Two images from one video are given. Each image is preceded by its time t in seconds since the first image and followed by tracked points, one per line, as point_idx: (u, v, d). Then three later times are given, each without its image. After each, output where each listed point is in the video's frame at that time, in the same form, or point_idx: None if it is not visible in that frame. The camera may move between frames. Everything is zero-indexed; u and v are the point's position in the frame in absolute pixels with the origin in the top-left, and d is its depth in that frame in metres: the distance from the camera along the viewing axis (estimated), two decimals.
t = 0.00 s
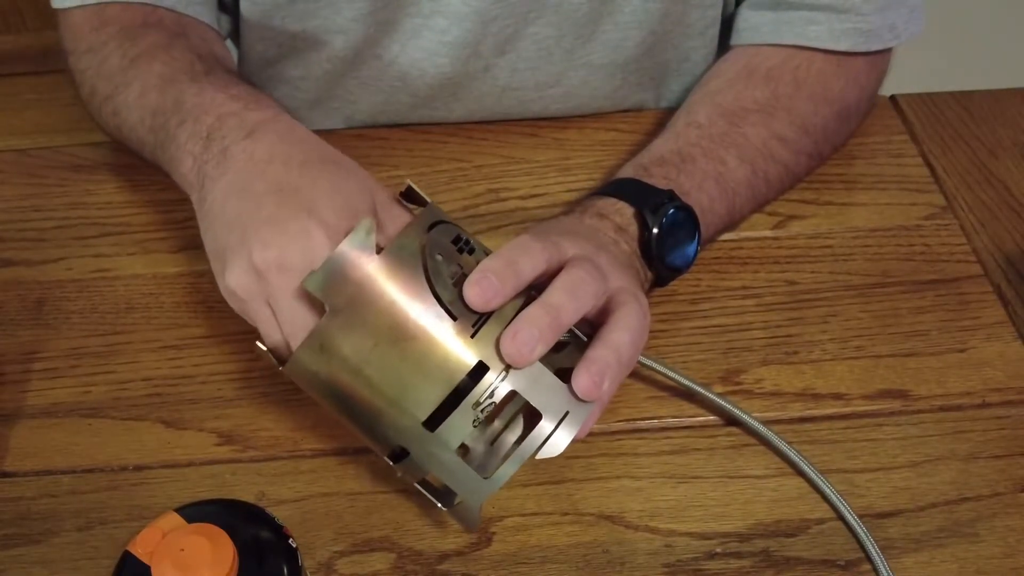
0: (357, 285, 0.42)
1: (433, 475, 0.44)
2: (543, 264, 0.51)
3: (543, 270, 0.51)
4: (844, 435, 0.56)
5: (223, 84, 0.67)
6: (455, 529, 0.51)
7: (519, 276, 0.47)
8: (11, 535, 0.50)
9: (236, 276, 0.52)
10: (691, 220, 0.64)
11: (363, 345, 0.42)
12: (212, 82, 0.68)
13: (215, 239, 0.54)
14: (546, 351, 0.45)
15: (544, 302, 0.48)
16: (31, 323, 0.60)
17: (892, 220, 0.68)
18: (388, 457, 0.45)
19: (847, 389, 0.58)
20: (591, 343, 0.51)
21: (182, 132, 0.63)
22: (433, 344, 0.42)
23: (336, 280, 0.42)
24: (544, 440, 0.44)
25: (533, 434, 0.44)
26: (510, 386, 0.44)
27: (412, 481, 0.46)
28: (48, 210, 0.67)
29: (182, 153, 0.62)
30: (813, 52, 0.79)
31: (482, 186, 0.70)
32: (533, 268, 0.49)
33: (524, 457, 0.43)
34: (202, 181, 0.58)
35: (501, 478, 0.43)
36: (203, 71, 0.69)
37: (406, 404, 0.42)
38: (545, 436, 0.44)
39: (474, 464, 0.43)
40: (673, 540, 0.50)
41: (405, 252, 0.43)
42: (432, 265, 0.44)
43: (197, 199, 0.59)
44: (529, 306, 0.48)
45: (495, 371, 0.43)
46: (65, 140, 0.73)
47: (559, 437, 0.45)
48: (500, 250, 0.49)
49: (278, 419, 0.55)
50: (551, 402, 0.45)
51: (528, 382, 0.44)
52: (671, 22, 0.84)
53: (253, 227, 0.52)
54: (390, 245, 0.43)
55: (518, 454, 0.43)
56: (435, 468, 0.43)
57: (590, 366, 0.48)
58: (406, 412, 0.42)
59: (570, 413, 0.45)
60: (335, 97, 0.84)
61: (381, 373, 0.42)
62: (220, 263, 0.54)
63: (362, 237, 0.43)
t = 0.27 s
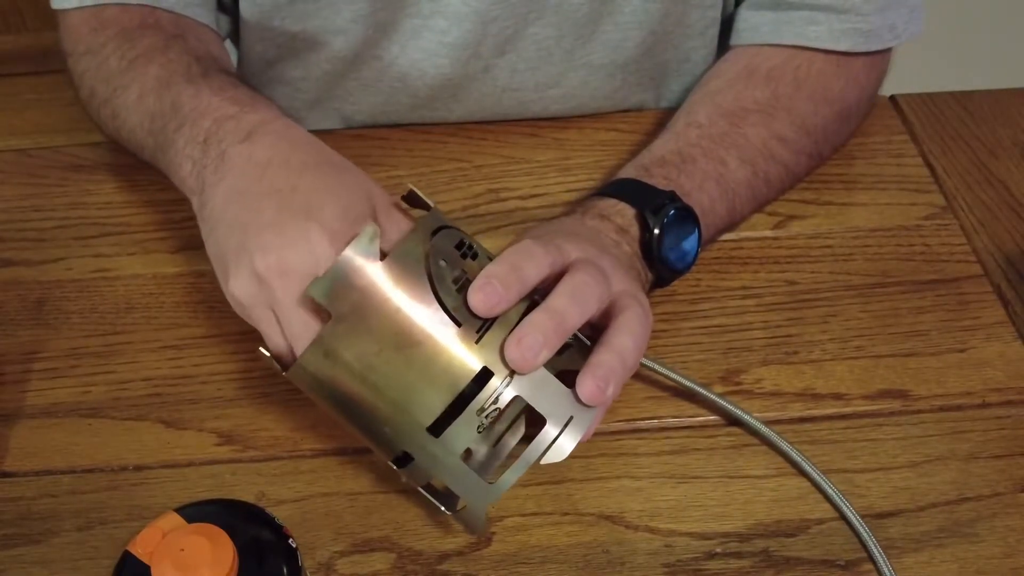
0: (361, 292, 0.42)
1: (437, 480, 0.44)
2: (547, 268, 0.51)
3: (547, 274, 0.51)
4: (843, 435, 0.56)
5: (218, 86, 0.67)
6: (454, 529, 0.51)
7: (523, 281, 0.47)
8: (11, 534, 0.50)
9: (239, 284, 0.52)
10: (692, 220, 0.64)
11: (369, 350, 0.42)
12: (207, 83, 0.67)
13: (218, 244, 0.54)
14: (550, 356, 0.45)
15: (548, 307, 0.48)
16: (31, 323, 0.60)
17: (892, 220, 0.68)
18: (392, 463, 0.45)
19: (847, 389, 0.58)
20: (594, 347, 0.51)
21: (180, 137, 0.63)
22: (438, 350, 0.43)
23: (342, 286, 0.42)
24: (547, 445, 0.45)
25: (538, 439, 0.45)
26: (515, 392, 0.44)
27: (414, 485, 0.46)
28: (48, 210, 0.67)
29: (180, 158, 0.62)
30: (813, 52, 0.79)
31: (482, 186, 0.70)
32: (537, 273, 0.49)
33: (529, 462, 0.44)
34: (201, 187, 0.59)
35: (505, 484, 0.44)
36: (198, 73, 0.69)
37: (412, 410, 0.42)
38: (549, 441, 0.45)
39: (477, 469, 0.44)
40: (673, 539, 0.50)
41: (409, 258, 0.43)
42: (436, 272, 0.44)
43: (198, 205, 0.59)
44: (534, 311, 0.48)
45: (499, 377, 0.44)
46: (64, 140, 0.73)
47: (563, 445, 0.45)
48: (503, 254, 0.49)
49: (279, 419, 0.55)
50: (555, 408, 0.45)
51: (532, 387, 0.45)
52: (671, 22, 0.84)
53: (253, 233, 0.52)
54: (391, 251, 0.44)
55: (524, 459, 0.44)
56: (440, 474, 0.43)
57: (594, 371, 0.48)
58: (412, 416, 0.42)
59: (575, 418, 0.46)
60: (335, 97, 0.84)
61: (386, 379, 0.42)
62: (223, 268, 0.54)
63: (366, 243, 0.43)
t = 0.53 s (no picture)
0: (361, 294, 0.42)
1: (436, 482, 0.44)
2: (546, 272, 0.51)
3: (546, 277, 0.51)
4: (843, 435, 0.56)
5: (214, 84, 0.67)
6: (454, 529, 0.51)
7: (522, 285, 0.47)
8: (11, 534, 0.50)
9: (244, 288, 0.52)
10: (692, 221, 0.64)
11: (367, 353, 0.42)
12: (205, 82, 0.67)
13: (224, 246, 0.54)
14: (548, 361, 0.45)
15: (546, 312, 0.48)
16: (31, 323, 0.60)
17: (892, 220, 0.68)
18: (391, 464, 0.45)
19: (847, 389, 0.58)
20: (591, 351, 0.51)
21: (178, 136, 0.63)
22: (437, 353, 0.43)
23: (339, 289, 0.42)
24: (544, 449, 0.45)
25: (535, 442, 0.45)
26: (512, 396, 0.44)
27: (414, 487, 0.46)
28: (48, 210, 0.67)
29: (179, 158, 0.62)
30: (813, 53, 0.79)
31: (482, 186, 0.70)
32: (536, 277, 0.49)
33: (526, 466, 0.44)
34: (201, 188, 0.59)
35: (502, 487, 0.44)
36: (195, 72, 0.69)
37: (410, 413, 0.42)
38: (547, 445, 0.45)
39: (477, 471, 0.44)
40: (673, 540, 0.50)
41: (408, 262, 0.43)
42: (434, 276, 0.44)
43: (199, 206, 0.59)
44: (533, 315, 0.48)
45: (496, 382, 0.44)
46: (64, 140, 0.73)
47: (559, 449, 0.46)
48: (503, 258, 0.49)
49: (278, 419, 0.55)
50: (552, 412, 0.45)
51: (529, 391, 0.45)
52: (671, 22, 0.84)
53: (256, 236, 0.52)
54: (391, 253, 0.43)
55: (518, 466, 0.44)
56: (439, 477, 0.43)
57: (591, 376, 0.48)
58: (410, 420, 0.43)
59: (572, 422, 0.46)
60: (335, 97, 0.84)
61: (385, 382, 0.42)
62: (230, 270, 0.55)
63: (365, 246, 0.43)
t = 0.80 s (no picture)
0: (365, 297, 0.42)
1: (439, 484, 0.44)
2: (549, 274, 0.51)
3: (549, 280, 0.51)
4: (843, 435, 0.56)
5: (217, 85, 0.67)
6: (454, 530, 0.51)
7: (526, 287, 0.47)
8: (11, 534, 0.50)
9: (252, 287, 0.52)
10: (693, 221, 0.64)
11: (370, 355, 0.42)
12: (206, 82, 0.67)
13: (231, 249, 0.55)
14: (551, 364, 0.45)
15: (549, 314, 0.48)
16: (31, 323, 0.60)
17: (892, 220, 0.68)
18: (394, 466, 0.45)
19: (847, 388, 0.58)
20: (594, 354, 0.51)
21: (182, 135, 0.63)
22: (442, 357, 0.43)
23: (344, 291, 0.42)
24: (548, 452, 0.45)
25: (539, 445, 0.45)
26: (517, 399, 0.44)
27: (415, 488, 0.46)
28: (48, 210, 0.67)
29: (182, 156, 0.62)
30: (813, 53, 0.79)
31: (482, 186, 0.70)
32: (539, 280, 0.49)
33: (530, 469, 0.44)
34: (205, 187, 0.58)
35: (506, 490, 0.44)
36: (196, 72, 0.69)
37: (414, 414, 0.43)
38: (551, 447, 0.45)
39: (480, 474, 0.44)
40: (673, 540, 0.50)
41: (411, 265, 0.43)
42: (438, 279, 0.43)
43: (202, 205, 0.59)
44: (536, 317, 0.48)
45: (501, 384, 0.44)
46: (64, 140, 0.73)
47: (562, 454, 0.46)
48: (507, 260, 0.49)
49: (278, 419, 0.55)
50: (556, 415, 0.46)
51: (534, 394, 0.45)
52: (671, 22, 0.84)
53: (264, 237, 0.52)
54: (395, 256, 0.43)
55: (525, 464, 0.44)
56: (442, 479, 0.43)
57: (594, 378, 0.48)
58: (414, 421, 0.43)
59: (576, 425, 0.46)
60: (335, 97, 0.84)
61: (389, 384, 0.42)
62: (235, 272, 0.55)
63: (368, 250, 0.43)
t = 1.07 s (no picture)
0: (366, 302, 0.42)
1: (439, 487, 0.44)
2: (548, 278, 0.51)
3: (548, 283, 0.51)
4: (843, 435, 0.56)
5: (215, 92, 0.67)
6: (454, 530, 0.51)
7: (525, 292, 0.47)
8: (11, 534, 0.50)
9: (249, 295, 0.52)
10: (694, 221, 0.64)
11: (371, 361, 0.42)
12: (204, 89, 0.67)
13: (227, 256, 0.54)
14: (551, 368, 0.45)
15: (548, 319, 0.48)
16: (31, 323, 0.60)
17: (892, 220, 0.68)
18: (394, 469, 0.45)
19: (846, 388, 0.58)
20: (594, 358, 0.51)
21: (180, 144, 0.63)
22: (442, 362, 0.43)
23: (343, 297, 0.42)
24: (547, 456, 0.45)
25: (540, 448, 0.45)
26: (516, 404, 0.44)
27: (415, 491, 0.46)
28: (48, 210, 0.67)
29: (181, 166, 0.62)
30: (814, 53, 0.79)
31: (482, 186, 0.70)
32: (537, 284, 0.49)
33: (530, 472, 0.44)
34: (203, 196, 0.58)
35: (506, 494, 0.44)
36: (194, 78, 0.69)
37: (414, 420, 0.43)
38: (551, 451, 0.45)
39: (479, 476, 0.44)
40: (672, 539, 0.50)
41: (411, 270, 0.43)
42: (437, 284, 0.43)
43: (201, 214, 0.59)
44: (535, 322, 0.48)
45: (500, 390, 0.44)
46: (64, 140, 0.73)
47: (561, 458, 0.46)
48: (507, 264, 0.49)
49: (278, 419, 0.55)
50: (556, 420, 0.46)
51: (533, 399, 0.45)
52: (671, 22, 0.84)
53: (259, 245, 0.52)
54: (393, 261, 0.43)
55: (526, 466, 0.45)
56: (442, 483, 0.44)
57: (594, 383, 0.48)
58: (414, 427, 0.43)
59: (575, 429, 0.46)
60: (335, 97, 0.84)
61: (389, 389, 0.42)
62: (233, 280, 0.55)
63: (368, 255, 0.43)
